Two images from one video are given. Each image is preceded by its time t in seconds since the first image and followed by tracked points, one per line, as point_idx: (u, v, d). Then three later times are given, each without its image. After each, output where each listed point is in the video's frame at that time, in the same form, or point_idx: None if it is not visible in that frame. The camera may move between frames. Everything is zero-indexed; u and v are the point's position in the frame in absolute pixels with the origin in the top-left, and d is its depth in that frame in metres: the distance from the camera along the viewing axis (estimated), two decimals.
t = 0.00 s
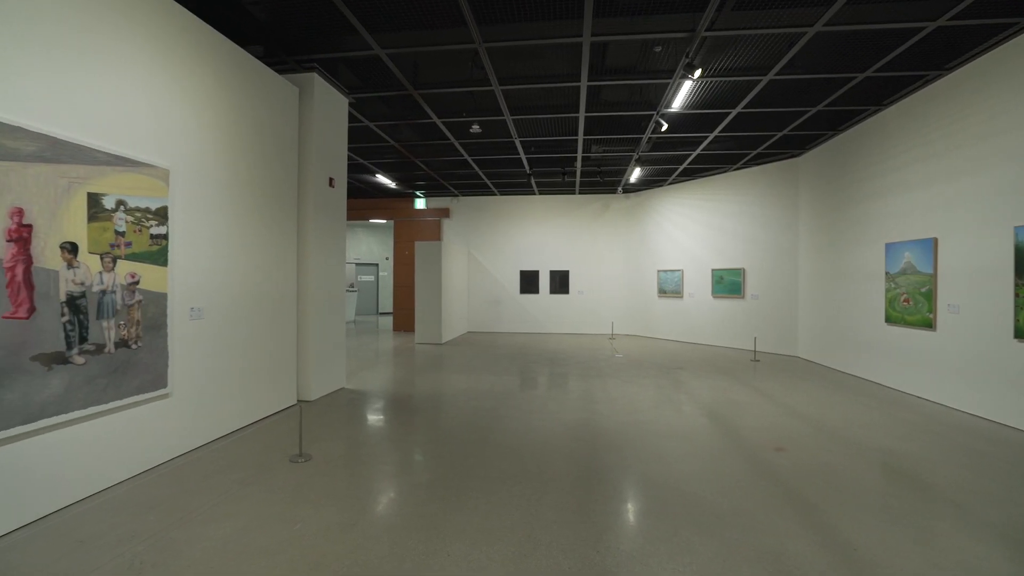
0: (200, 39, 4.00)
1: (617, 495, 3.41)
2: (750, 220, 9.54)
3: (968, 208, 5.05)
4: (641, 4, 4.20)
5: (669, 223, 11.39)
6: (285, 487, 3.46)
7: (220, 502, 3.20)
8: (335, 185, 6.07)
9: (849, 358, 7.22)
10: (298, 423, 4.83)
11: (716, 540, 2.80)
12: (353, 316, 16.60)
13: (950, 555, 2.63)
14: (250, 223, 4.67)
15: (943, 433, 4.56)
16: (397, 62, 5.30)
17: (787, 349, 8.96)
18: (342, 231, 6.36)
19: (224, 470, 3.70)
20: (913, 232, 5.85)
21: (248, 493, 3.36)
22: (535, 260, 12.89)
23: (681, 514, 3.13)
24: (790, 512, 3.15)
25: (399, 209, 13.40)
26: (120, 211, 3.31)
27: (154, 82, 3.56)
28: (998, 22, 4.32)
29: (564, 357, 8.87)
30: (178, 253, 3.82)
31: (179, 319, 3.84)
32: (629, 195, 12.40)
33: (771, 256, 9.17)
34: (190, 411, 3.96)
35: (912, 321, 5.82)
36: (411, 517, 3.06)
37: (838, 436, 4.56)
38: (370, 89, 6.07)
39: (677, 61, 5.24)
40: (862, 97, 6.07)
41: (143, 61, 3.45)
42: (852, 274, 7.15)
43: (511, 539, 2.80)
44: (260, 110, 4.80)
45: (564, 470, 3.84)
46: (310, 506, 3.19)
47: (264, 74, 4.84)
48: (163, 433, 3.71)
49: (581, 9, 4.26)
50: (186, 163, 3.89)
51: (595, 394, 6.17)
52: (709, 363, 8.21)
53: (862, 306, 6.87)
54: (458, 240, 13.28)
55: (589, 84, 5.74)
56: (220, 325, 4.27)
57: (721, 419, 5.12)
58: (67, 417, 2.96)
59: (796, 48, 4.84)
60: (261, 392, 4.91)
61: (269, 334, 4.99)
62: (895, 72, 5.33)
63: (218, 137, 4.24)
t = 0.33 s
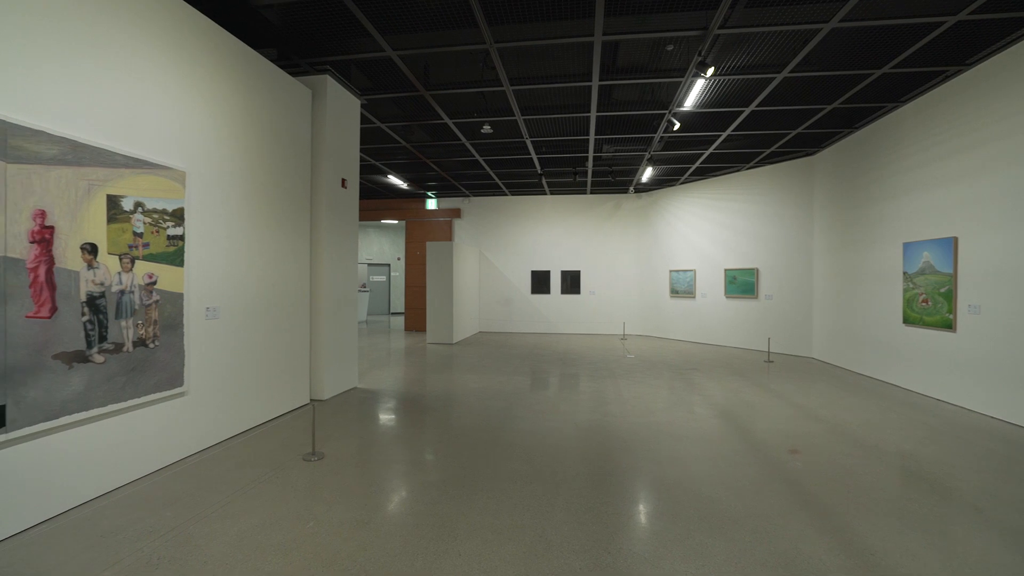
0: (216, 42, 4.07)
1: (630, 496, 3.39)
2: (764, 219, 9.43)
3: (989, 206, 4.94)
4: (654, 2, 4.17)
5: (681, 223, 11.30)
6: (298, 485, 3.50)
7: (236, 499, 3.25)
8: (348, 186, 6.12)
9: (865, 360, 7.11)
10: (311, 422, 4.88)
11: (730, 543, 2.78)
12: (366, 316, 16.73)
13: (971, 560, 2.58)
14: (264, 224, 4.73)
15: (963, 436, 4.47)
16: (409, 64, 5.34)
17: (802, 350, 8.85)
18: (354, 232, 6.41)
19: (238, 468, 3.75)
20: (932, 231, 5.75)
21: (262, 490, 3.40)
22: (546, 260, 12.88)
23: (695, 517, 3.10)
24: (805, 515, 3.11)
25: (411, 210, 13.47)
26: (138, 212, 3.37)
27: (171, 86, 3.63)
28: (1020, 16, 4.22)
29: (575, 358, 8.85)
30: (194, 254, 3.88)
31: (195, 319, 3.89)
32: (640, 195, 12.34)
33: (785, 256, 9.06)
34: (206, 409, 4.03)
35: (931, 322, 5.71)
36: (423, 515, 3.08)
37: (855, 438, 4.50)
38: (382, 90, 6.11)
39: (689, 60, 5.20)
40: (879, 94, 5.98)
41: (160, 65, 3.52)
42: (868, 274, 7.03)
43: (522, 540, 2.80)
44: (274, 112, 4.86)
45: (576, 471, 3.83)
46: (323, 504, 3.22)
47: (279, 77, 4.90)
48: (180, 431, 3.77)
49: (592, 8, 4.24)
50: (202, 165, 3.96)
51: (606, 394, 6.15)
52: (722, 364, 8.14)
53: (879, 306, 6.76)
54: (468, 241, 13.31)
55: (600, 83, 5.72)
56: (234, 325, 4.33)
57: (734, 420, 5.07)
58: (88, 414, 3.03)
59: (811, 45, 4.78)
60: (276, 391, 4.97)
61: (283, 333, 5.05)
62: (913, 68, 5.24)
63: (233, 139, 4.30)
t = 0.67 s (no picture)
0: (230, 45, 4.11)
1: (641, 497, 3.37)
2: (778, 219, 9.32)
3: (1010, 204, 4.84)
4: None
5: (694, 223, 11.22)
6: (311, 483, 3.53)
7: (250, 497, 3.29)
8: (359, 186, 6.16)
9: (882, 361, 7.00)
10: (323, 421, 4.92)
11: (743, 545, 2.75)
12: (377, 316, 16.84)
13: (991, 566, 2.53)
14: (277, 225, 4.77)
15: (984, 440, 4.37)
16: (420, 64, 5.36)
17: (816, 351, 8.73)
18: (366, 233, 6.45)
19: (251, 466, 3.79)
20: (950, 230, 5.64)
21: (276, 488, 3.44)
22: (557, 260, 12.86)
23: (707, 518, 3.08)
24: (820, 518, 3.07)
25: (422, 210, 13.54)
26: (154, 214, 3.42)
27: (186, 88, 3.68)
28: None
29: (586, 358, 8.83)
30: (208, 255, 3.93)
31: (209, 319, 3.95)
32: (651, 194, 12.27)
33: (800, 256, 8.94)
34: (221, 408, 4.08)
35: (951, 323, 5.60)
36: (434, 515, 3.09)
37: (871, 441, 4.42)
38: (393, 91, 6.15)
39: (701, 58, 5.16)
40: (895, 90, 5.88)
41: (176, 68, 3.57)
42: (885, 273, 6.92)
43: (534, 540, 2.80)
44: (287, 114, 4.91)
45: (588, 472, 3.82)
46: (335, 502, 3.24)
47: (291, 79, 4.95)
48: (195, 429, 3.83)
49: (603, 8, 4.23)
50: (217, 167, 4.01)
51: (618, 395, 6.12)
52: (736, 365, 8.07)
53: (896, 307, 6.65)
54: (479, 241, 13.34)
55: (612, 83, 5.70)
56: (248, 325, 4.38)
57: (748, 421, 5.02)
58: (106, 411, 3.08)
59: (826, 42, 4.72)
60: (289, 390, 5.02)
61: (296, 333, 5.10)
62: (931, 64, 5.15)
63: (247, 141, 4.35)
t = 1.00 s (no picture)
0: (245, 48, 4.17)
1: (654, 498, 3.35)
2: (792, 218, 9.20)
3: None
4: None
5: (706, 222, 11.12)
6: (324, 482, 3.57)
7: (263, 495, 3.33)
8: (371, 187, 6.20)
9: (899, 362, 6.88)
10: (336, 420, 4.95)
11: (757, 548, 2.72)
12: (389, 316, 16.95)
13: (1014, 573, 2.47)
14: (291, 226, 4.82)
15: (1005, 443, 4.28)
16: (431, 65, 5.38)
17: (832, 352, 8.61)
18: (377, 233, 6.48)
19: (264, 464, 3.82)
20: (970, 228, 5.53)
21: (289, 486, 3.47)
22: (568, 261, 12.84)
23: (721, 521, 3.05)
24: (835, 521, 3.03)
25: (433, 211, 13.60)
26: (171, 215, 3.48)
27: (201, 92, 3.73)
28: None
29: (598, 359, 8.80)
30: (223, 255, 3.98)
31: (224, 318, 4.00)
32: (663, 194, 12.19)
33: (815, 256, 8.83)
34: (235, 406, 4.12)
35: (971, 323, 5.48)
36: (445, 515, 3.09)
37: (889, 444, 4.35)
38: (405, 92, 6.17)
39: (714, 57, 5.12)
40: (913, 87, 5.77)
41: (191, 71, 3.62)
42: (902, 273, 6.80)
43: (545, 541, 2.79)
44: (300, 115, 4.95)
45: (600, 473, 3.80)
46: (347, 501, 3.26)
47: (304, 81, 4.99)
48: (210, 427, 3.87)
49: (615, 7, 4.21)
50: (231, 168, 4.05)
51: (630, 396, 6.09)
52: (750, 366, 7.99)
53: (914, 307, 6.53)
54: (490, 241, 13.36)
55: (623, 82, 5.67)
56: (263, 325, 4.43)
57: (762, 423, 4.96)
58: (125, 409, 3.14)
59: (842, 39, 4.65)
60: (302, 389, 5.06)
61: (309, 333, 5.14)
62: (951, 59, 5.04)
63: (261, 142, 4.40)
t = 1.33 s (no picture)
0: (260, 51, 4.22)
1: (667, 500, 3.33)
2: (808, 217, 9.08)
3: None
4: None
5: (720, 222, 11.03)
6: (337, 481, 3.59)
7: (278, 492, 3.36)
8: (384, 188, 6.23)
9: (918, 364, 6.75)
10: (349, 420, 4.99)
11: (772, 551, 2.69)
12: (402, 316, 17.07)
13: None
14: (304, 226, 4.86)
15: None
16: (443, 66, 5.40)
17: (848, 353, 8.48)
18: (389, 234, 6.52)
19: (278, 463, 3.87)
20: (992, 227, 5.41)
21: (303, 484, 3.51)
22: (579, 261, 12.81)
23: (735, 523, 3.02)
24: (852, 524, 2.98)
25: (444, 211, 13.66)
26: (188, 216, 3.53)
27: (218, 95, 3.79)
28: None
29: (610, 359, 8.76)
30: (238, 256, 4.03)
31: (239, 318, 4.05)
32: (676, 193, 12.11)
33: (830, 255, 8.70)
34: (249, 405, 4.18)
35: (994, 324, 5.37)
36: (457, 514, 3.10)
37: (907, 447, 4.27)
38: (417, 93, 6.20)
39: (728, 55, 5.09)
40: (932, 83, 5.67)
41: (207, 75, 3.68)
42: (921, 273, 6.68)
43: (557, 542, 2.78)
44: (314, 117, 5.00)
45: (613, 474, 3.78)
46: (360, 500, 3.28)
47: (318, 83, 5.04)
48: (225, 425, 3.92)
49: (627, 5, 4.20)
50: (246, 170, 4.10)
51: (643, 396, 6.06)
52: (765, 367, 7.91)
53: (933, 308, 6.40)
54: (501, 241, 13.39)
55: (635, 81, 5.65)
56: (277, 324, 4.48)
57: (777, 425, 4.90)
58: (144, 407, 3.20)
59: (859, 35, 4.58)
60: (315, 388, 5.10)
61: (322, 332, 5.19)
62: (971, 54, 4.94)
63: (275, 144, 4.45)
